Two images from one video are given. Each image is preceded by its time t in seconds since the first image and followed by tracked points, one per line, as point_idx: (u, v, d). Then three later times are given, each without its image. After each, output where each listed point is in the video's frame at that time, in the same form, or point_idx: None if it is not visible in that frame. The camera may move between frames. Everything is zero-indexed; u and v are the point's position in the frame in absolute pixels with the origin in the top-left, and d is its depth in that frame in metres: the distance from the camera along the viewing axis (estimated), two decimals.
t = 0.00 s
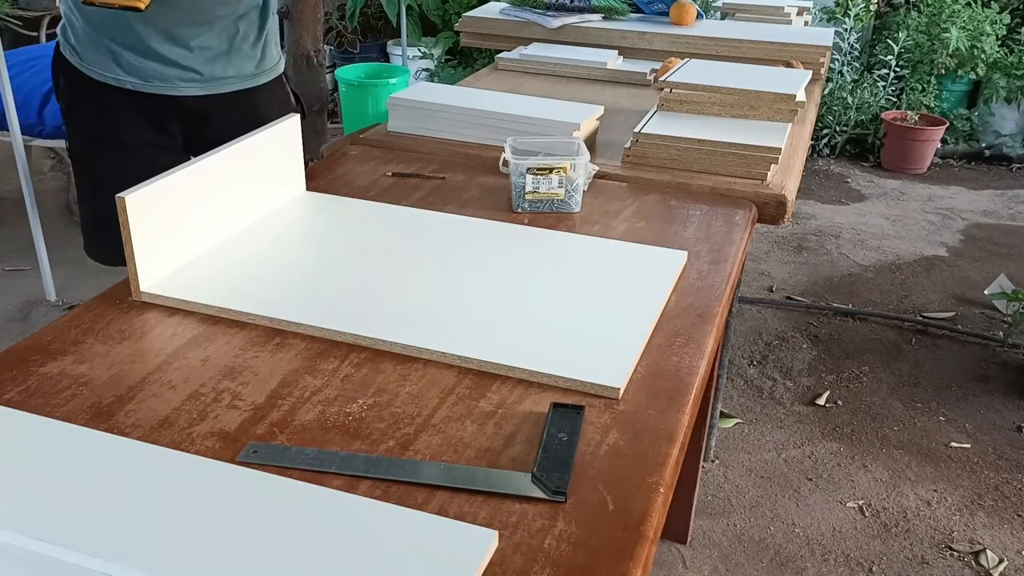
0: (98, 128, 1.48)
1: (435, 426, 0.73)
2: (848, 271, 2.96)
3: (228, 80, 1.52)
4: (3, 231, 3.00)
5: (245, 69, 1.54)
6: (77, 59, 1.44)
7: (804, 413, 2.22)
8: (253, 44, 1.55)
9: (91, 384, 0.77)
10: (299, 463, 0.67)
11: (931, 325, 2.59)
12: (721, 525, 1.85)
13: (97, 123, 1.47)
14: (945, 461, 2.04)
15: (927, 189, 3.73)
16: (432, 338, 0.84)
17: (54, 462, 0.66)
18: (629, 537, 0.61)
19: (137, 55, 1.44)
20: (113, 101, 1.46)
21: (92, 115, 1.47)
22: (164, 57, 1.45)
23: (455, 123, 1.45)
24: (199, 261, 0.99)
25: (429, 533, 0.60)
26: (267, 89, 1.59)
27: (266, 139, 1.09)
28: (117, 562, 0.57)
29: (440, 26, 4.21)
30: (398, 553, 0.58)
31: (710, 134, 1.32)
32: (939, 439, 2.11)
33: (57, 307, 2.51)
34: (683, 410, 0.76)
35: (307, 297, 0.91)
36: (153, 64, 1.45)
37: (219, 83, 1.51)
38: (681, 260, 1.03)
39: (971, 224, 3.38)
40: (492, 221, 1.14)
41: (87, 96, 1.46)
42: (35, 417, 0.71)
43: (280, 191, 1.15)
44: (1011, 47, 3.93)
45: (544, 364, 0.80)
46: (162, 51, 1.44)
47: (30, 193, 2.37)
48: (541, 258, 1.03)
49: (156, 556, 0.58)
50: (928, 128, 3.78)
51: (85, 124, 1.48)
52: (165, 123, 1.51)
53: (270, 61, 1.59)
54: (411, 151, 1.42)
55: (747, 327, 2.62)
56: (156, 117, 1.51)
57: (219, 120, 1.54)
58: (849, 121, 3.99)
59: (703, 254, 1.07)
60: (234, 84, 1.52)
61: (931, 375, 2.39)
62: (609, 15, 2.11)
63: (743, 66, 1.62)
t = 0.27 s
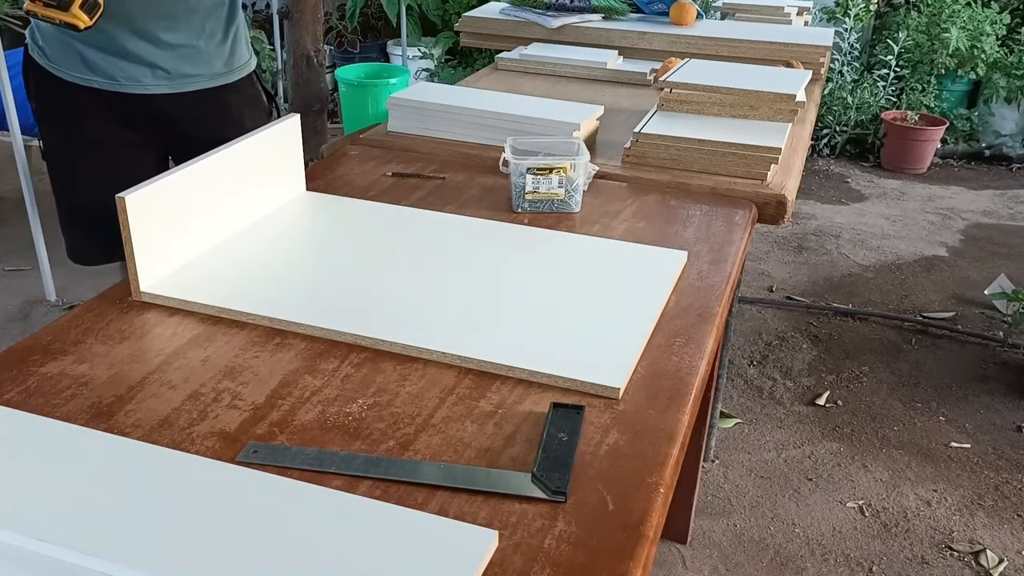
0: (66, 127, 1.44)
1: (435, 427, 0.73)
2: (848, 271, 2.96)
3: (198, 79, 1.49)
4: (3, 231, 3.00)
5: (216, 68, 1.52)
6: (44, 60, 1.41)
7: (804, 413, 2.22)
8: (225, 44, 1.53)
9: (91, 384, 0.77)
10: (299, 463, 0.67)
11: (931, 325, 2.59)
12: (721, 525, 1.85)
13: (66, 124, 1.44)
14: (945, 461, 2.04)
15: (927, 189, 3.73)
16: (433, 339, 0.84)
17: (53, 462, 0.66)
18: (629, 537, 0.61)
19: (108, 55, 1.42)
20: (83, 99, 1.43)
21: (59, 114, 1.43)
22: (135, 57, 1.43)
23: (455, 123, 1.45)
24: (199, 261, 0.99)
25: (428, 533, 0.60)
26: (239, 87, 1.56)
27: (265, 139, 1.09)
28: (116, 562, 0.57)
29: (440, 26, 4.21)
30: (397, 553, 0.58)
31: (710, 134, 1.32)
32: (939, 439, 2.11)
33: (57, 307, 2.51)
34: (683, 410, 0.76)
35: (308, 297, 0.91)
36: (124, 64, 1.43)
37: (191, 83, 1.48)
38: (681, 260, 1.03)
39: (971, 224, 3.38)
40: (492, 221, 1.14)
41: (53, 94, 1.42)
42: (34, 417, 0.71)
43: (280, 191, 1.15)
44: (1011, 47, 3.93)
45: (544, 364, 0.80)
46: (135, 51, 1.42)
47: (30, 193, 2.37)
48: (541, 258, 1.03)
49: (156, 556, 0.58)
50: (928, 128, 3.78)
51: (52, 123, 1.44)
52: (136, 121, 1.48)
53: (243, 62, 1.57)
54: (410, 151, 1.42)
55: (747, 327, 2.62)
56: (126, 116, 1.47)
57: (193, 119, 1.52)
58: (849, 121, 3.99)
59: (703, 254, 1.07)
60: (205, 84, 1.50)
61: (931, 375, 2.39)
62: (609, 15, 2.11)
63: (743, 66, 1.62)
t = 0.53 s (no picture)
0: (60, 127, 1.44)
1: (435, 427, 0.73)
2: (848, 271, 2.96)
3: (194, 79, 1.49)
4: (3, 231, 3.00)
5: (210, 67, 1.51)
6: (38, 61, 1.41)
7: (804, 413, 2.22)
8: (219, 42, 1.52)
9: (91, 384, 0.77)
10: (299, 463, 0.67)
11: (931, 325, 2.59)
12: (721, 525, 1.85)
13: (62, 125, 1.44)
14: (945, 461, 2.04)
15: (927, 189, 3.73)
16: (433, 338, 0.84)
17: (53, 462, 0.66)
18: (629, 537, 0.61)
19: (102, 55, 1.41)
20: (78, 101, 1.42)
21: (54, 115, 1.43)
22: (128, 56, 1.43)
23: (455, 123, 1.45)
24: (199, 260, 0.99)
25: (429, 533, 0.60)
26: (234, 86, 1.56)
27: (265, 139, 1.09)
28: (115, 561, 0.57)
29: (440, 26, 4.21)
30: (397, 553, 0.58)
31: (710, 134, 1.32)
32: (939, 439, 2.11)
33: (57, 307, 2.51)
34: (683, 410, 0.76)
35: (307, 297, 0.91)
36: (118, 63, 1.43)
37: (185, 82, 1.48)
38: (681, 260, 1.03)
39: (971, 224, 3.38)
40: (492, 221, 1.14)
41: (49, 96, 1.42)
42: (34, 417, 0.71)
43: (280, 191, 1.15)
44: (1011, 47, 3.94)
45: (544, 364, 0.80)
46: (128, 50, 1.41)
47: (30, 194, 2.37)
48: (541, 257, 1.02)
49: (156, 556, 0.58)
50: (928, 128, 3.78)
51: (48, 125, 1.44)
52: (131, 121, 1.48)
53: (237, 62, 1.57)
54: (410, 151, 1.41)
55: (747, 327, 2.62)
56: (122, 116, 1.47)
57: (188, 119, 1.51)
58: (849, 121, 3.99)
59: (703, 254, 1.07)
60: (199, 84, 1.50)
61: (931, 375, 2.39)
62: (609, 15, 2.11)
63: (743, 66, 1.62)
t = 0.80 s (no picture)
0: (74, 125, 1.43)
1: (435, 427, 0.73)
2: (848, 271, 2.96)
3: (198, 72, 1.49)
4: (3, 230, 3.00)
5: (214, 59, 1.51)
6: (51, 60, 1.41)
7: (804, 413, 2.22)
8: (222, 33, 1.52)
9: (91, 384, 0.77)
10: (299, 463, 0.67)
11: (931, 325, 2.59)
12: (721, 525, 1.85)
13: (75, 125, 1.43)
14: (945, 461, 2.04)
15: (927, 189, 3.73)
16: (433, 338, 0.84)
17: (54, 463, 0.66)
18: (629, 537, 0.61)
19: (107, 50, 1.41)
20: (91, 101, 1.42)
21: (66, 115, 1.42)
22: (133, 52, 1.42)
23: (455, 123, 1.45)
24: (199, 260, 0.99)
25: (429, 533, 0.60)
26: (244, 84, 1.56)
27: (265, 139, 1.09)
28: (115, 561, 0.57)
29: (440, 26, 4.21)
30: (397, 553, 0.58)
31: (710, 134, 1.32)
32: (939, 439, 2.11)
33: (57, 307, 2.51)
34: (683, 410, 0.76)
35: (307, 297, 0.91)
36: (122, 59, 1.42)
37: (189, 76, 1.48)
38: (681, 260, 1.02)
39: (971, 224, 3.38)
40: (492, 221, 1.14)
41: (61, 95, 1.42)
42: (34, 417, 0.71)
43: (280, 191, 1.15)
44: (1011, 47, 3.94)
45: (544, 364, 0.80)
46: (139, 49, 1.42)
47: (30, 194, 2.37)
48: (541, 257, 1.02)
49: (156, 556, 0.57)
50: (928, 128, 3.78)
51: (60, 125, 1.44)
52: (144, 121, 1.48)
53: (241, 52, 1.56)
54: (411, 151, 1.41)
55: (747, 327, 2.62)
56: (135, 115, 1.47)
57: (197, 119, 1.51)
58: (849, 121, 3.99)
59: (703, 254, 1.07)
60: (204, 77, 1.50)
61: (931, 375, 2.39)
62: (609, 15, 2.11)
63: (743, 66, 1.62)
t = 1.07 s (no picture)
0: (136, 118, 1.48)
1: (435, 427, 0.73)
2: (848, 271, 2.96)
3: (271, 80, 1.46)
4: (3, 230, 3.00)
5: (271, 71, 1.45)
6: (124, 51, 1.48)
7: (804, 413, 2.22)
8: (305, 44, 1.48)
9: (91, 384, 0.77)
10: (299, 463, 0.67)
11: (931, 325, 2.59)
12: (720, 525, 1.85)
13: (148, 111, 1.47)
14: (945, 461, 2.04)
15: (927, 189, 3.73)
16: (432, 338, 0.84)
17: (54, 462, 0.66)
18: (629, 537, 0.61)
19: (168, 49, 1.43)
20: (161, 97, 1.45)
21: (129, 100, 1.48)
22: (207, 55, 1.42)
23: (455, 123, 1.45)
24: (199, 261, 0.99)
25: (429, 534, 0.60)
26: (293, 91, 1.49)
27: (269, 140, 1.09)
28: (116, 561, 0.57)
29: (440, 26, 4.21)
30: (397, 553, 0.58)
31: (710, 134, 1.32)
32: (939, 439, 2.11)
33: (57, 307, 2.51)
34: (683, 410, 0.76)
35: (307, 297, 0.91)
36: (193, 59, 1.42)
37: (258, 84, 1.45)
38: (681, 260, 1.02)
39: (971, 224, 3.38)
40: (492, 221, 1.14)
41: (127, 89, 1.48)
42: (35, 417, 0.71)
43: (280, 191, 1.15)
44: (1011, 47, 3.94)
45: (543, 364, 0.80)
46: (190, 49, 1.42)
47: (30, 194, 2.37)
48: (541, 258, 1.03)
49: (156, 556, 0.57)
50: (928, 128, 3.78)
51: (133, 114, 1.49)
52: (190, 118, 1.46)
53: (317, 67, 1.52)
54: (411, 151, 1.41)
55: (747, 327, 2.62)
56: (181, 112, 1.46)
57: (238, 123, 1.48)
58: (848, 122, 3.99)
59: (703, 254, 1.07)
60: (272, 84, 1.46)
61: (931, 375, 2.38)
62: (609, 15, 2.11)
63: (743, 66, 1.62)
